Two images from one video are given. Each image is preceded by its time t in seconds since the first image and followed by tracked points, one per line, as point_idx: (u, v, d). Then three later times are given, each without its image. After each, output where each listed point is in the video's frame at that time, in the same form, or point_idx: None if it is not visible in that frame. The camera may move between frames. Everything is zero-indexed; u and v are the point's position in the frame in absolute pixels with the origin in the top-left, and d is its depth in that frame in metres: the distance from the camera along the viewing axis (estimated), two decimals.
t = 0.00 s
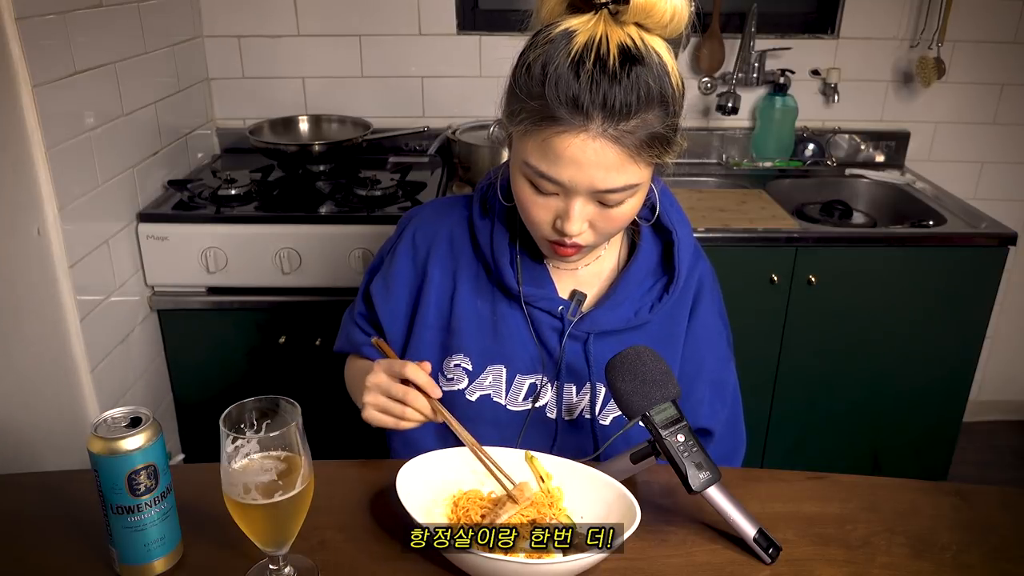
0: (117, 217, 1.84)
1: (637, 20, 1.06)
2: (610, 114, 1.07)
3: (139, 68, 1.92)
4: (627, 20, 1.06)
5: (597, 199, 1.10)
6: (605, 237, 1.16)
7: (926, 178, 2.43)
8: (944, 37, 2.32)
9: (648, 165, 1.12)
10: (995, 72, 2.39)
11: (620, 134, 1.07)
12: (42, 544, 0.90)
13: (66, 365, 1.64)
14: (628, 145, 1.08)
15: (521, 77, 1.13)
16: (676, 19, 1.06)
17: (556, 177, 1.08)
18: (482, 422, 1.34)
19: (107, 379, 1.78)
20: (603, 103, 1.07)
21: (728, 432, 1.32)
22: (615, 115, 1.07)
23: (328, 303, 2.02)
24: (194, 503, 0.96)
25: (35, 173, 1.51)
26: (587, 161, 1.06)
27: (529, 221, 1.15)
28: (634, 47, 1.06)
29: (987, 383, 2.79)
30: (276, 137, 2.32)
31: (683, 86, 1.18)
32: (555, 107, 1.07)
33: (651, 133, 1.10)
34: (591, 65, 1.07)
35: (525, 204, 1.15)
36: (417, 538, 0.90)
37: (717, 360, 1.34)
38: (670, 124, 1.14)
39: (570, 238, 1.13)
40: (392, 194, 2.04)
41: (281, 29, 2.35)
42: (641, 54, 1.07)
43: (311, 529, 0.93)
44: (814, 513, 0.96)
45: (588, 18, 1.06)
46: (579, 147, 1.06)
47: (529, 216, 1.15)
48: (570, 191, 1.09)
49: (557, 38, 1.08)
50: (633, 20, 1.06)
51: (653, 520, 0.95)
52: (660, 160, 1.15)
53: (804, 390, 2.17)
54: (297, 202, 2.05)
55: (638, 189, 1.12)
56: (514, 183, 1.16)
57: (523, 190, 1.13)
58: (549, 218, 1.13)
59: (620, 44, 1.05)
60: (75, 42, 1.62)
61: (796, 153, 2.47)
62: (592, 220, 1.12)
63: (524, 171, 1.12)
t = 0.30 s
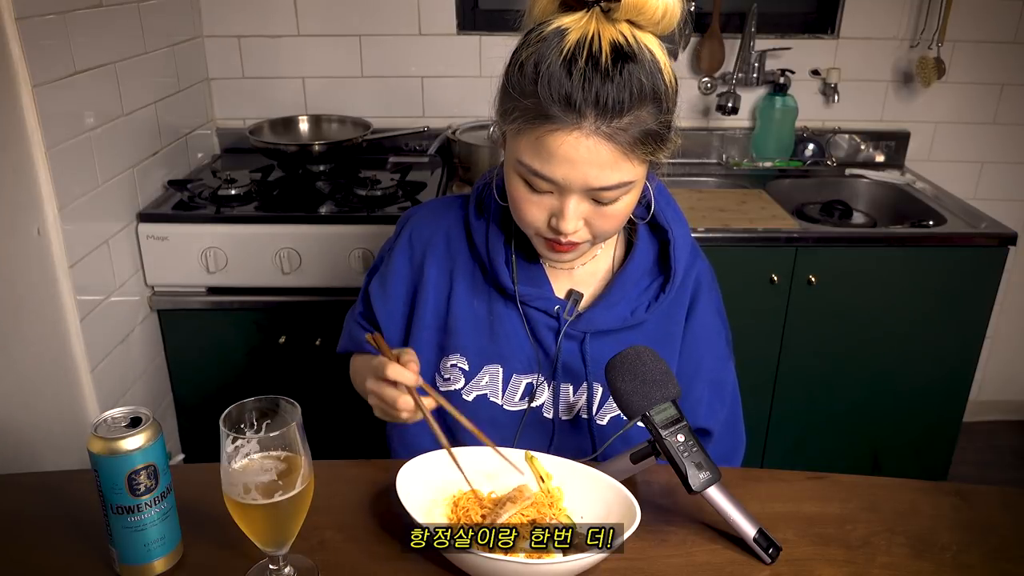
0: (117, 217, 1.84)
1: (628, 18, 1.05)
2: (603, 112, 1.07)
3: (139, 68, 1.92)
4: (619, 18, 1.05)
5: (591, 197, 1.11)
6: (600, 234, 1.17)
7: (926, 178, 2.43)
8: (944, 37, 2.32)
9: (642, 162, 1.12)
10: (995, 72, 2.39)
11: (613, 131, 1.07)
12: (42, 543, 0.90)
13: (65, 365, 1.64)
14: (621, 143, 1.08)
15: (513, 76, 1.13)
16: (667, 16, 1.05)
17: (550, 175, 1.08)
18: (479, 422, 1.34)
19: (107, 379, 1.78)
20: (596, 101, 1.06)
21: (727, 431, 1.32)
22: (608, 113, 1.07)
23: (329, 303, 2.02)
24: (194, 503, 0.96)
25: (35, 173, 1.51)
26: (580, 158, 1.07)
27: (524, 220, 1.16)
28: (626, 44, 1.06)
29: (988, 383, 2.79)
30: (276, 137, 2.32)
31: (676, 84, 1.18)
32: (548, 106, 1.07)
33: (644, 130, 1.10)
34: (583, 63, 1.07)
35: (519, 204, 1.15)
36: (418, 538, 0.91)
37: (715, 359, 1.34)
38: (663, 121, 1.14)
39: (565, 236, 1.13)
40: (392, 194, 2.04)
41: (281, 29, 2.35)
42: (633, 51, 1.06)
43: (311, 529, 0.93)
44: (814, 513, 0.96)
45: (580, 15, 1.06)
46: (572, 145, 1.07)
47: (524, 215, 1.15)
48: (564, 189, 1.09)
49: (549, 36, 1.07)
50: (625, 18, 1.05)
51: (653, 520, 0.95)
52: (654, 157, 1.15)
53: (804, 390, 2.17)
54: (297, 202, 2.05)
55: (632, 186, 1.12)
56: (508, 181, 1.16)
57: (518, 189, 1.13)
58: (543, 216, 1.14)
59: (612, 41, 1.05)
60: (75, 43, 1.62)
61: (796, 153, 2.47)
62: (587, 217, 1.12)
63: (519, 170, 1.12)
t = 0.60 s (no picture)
0: (117, 217, 1.84)
1: (625, 17, 1.05)
2: (599, 112, 1.07)
3: (139, 68, 1.92)
4: (615, 18, 1.05)
5: (589, 196, 1.10)
6: (598, 234, 1.16)
7: (926, 178, 2.43)
8: (944, 37, 2.32)
9: (639, 162, 1.12)
10: (996, 72, 2.39)
11: (610, 131, 1.07)
12: (42, 543, 0.90)
13: (65, 365, 1.64)
14: (618, 142, 1.08)
15: (510, 76, 1.13)
16: (664, 15, 1.05)
17: (547, 175, 1.08)
18: (479, 423, 1.34)
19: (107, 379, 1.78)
20: (592, 101, 1.07)
21: (727, 428, 1.32)
22: (604, 113, 1.07)
23: (328, 303, 2.02)
24: (194, 503, 0.96)
25: (35, 173, 1.51)
26: (578, 158, 1.07)
27: (522, 221, 1.15)
28: (622, 43, 1.06)
29: (987, 383, 2.79)
30: (276, 137, 2.32)
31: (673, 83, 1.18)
32: (545, 106, 1.07)
33: (641, 130, 1.10)
34: (579, 63, 1.07)
35: (516, 204, 1.15)
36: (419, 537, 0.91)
37: (715, 357, 1.34)
38: (660, 120, 1.14)
39: (563, 236, 1.13)
40: (392, 194, 2.04)
41: (281, 29, 2.35)
42: (629, 51, 1.06)
43: (311, 529, 0.93)
44: (814, 513, 0.96)
45: (577, 15, 1.06)
46: (569, 145, 1.07)
47: (522, 216, 1.15)
48: (562, 189, 1.09)
49: (545, 36, 1.07)
50: (621, 18, 1.05)
51: (653, 520, 0.95)
52: (652, 157, 1.15)
53: (804, 390, 2.17)
54: (297, 202, 2.05)
55: (630, 185, 1.12)
56: (506, 181, 1.16)
57: (515, 189, 1.13)
58: (541, 216, 1.13)
59: (608, 41, 1.05)
60: (75, 42, 1.62)
61: (796, 153, 2.47)
62: (585, 217, 1.12)
63: (516, 170, 1.12)
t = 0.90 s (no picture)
0: (117, 218, 1.84)
1: (623, 19, 1.06)
2: (597, 114, 1.07)
3: (139, 68, 1.92)
4: (613, 19, 1.06)
5: (588, 198, 1.10)
6: (597, 236, 1.16)
7: (926, 178, 2.43)
8: (944, 37, 2.32)
9: (637, 163, 1.12)
10: (996, 72, 2.39)
11: (607, 133, 1.07)
12: (42, 543, 0.90)
13: (65, 365, 1.64)
14: (616, 144, 1.08)
15: (507, 79, 1.13)
16: (662, 16, 1.06)
17: (545, 177, 1.08)
18: (479, 424, 1.34)
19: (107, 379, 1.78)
20: (590, 102, 1.07)
21: (727, 428, 1.32)
22: (602, 115, 1.07)
23: (328, 303, 2.02)
24: (194, 503, 0.96)
25: (35, 172, 1.51)
26: (576, 159, 1.07)
27: (520, 223, 1.15)
28: (619, 45, 1.06)
29: (987, 383, 2.79)
30: (276, 137, 2.32)
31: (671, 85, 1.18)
32: (542, 108, 1.07)
33: (639, 131, 1.10)
34: (577, 65, 1.07)
35: (515, 206, 1.15)
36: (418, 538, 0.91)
37: (714, 357, 1.34)
38: (659, 122, 1.14)
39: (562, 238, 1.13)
40: (392, 194, 2.04)
41: (281, 29, 2.35)
42: (626, 52, 1.06)
43: (311, 529, 0.93)
44: (814, 513, 0.96)
45: (575, 17, 1.06)
46: (567, 147, 1.06)
47: (521, 218, 1.15)
48: (560, 191, 1.09)
49: (543, 38, 1.07)
50: (619, 19, 1.06)
51: (653, 520, 0.95)
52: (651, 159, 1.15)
53: (804, 390, 2.17)
54: (297, 202, 2.05)
55: (628, 187, 1.12)
56: (504, 183, 1.16)
57: (514, 192, 1.13)
58: (540, 218, 1.13)
59: (605, 43, 1.05)
60: (75, 42, 1.62)
61: (796, 153, 2.47)
62: (584, 219, 1.12)
63: (514, 172, 1.12)
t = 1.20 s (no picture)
0: (117, 217, 1.84)
1: (617, 19, 1.05)
2: (591, 115, 1.07)
3: (139, 68, 1.92)
4: (606, 20, 1.05)
5: (583, 199, 1.10)
6: (593, 236, 1.16)
7: (926, 178, 2.43)
8: (944, 37, 2.32)
9: (632, 164, 1.12)
10: (996, 72, 2.39)
11: (602, 134, 1.07)
12: (42, 543, 0.90)
13: (66, 365, 1.64)
14: (610, 145, 1.08)
15: (502, 80, 1.13)
16: (656, 16, 1.06)
17: (540, 178, 1.08)
18: (479, 426, 1.34)
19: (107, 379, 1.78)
20: (584, 103, 1.07)
21: (726, 428, 1.32)
22: (596, 115, 1.07)
23: (328, 303, 2.02)
24: (194, 503, 0.96)
25: (35, 172, 1.51)
26: (570, 160, 1.07)
27: (517, 224, 1.16)
28: (614, 45, 1.06)
29: (987, 383, 2.79)
30: (276, 137, 2.32)
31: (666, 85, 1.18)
32: (536, 109, 1.07)
33: (634, 132, 1.10)
34: (570, 66, 1.07)
35: (511, 207, 1.15)
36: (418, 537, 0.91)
37: (713, 357, 1.34)
38: (654, 122, 1.14)
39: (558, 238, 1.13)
40: (392, 194, 2.04)
41: (281, 29, 2.35)
42: (621, 53, 1.06)
43: (311, 529, 0.93)
44: (814, 513, 0.96)
45: (569, 17, 1.06)
46: (562, 148, 1.07)
47: (517, 219, 1.15)
48: (555, 192, 1.09)
49: (536, 39, 1.07)
50: (613, 19, 1.05)
51: (653, 520, 0.95)
52: (647, 159, 1.15)
53: (804, 391, 2.17)
54: (297, 202, 2.05)
55: (624, 187, 1.12)
56: (500, 184, 1.16)
57: (510, 193, 1.13)
58: (535, 219, 1.13)
59: (599, 43, 1.05)
60: (76, 42, 1.62)
61: (796, 152, 2.47)
62: (580, 220, 1.12)
63: (509, 174, 1.12)
